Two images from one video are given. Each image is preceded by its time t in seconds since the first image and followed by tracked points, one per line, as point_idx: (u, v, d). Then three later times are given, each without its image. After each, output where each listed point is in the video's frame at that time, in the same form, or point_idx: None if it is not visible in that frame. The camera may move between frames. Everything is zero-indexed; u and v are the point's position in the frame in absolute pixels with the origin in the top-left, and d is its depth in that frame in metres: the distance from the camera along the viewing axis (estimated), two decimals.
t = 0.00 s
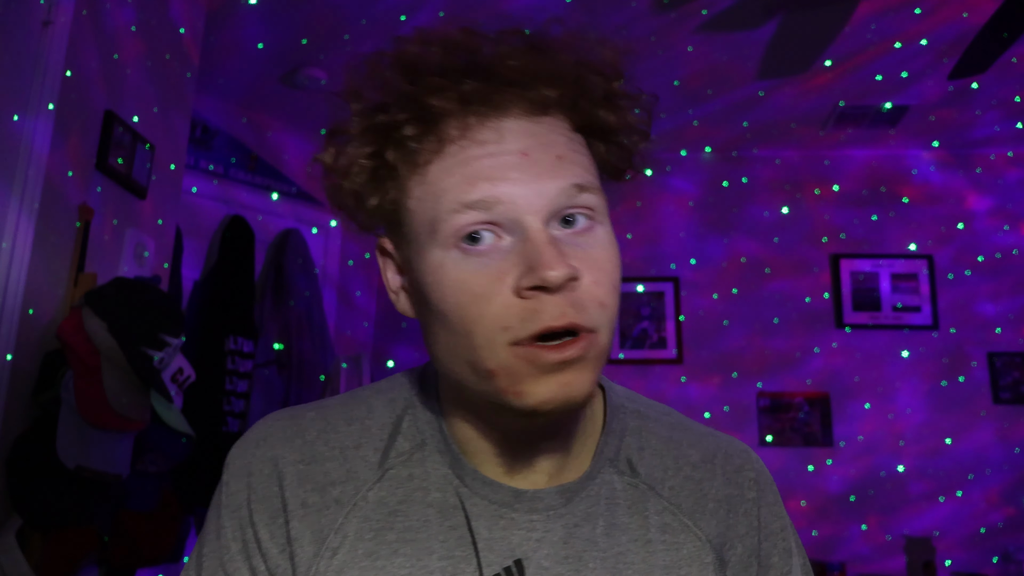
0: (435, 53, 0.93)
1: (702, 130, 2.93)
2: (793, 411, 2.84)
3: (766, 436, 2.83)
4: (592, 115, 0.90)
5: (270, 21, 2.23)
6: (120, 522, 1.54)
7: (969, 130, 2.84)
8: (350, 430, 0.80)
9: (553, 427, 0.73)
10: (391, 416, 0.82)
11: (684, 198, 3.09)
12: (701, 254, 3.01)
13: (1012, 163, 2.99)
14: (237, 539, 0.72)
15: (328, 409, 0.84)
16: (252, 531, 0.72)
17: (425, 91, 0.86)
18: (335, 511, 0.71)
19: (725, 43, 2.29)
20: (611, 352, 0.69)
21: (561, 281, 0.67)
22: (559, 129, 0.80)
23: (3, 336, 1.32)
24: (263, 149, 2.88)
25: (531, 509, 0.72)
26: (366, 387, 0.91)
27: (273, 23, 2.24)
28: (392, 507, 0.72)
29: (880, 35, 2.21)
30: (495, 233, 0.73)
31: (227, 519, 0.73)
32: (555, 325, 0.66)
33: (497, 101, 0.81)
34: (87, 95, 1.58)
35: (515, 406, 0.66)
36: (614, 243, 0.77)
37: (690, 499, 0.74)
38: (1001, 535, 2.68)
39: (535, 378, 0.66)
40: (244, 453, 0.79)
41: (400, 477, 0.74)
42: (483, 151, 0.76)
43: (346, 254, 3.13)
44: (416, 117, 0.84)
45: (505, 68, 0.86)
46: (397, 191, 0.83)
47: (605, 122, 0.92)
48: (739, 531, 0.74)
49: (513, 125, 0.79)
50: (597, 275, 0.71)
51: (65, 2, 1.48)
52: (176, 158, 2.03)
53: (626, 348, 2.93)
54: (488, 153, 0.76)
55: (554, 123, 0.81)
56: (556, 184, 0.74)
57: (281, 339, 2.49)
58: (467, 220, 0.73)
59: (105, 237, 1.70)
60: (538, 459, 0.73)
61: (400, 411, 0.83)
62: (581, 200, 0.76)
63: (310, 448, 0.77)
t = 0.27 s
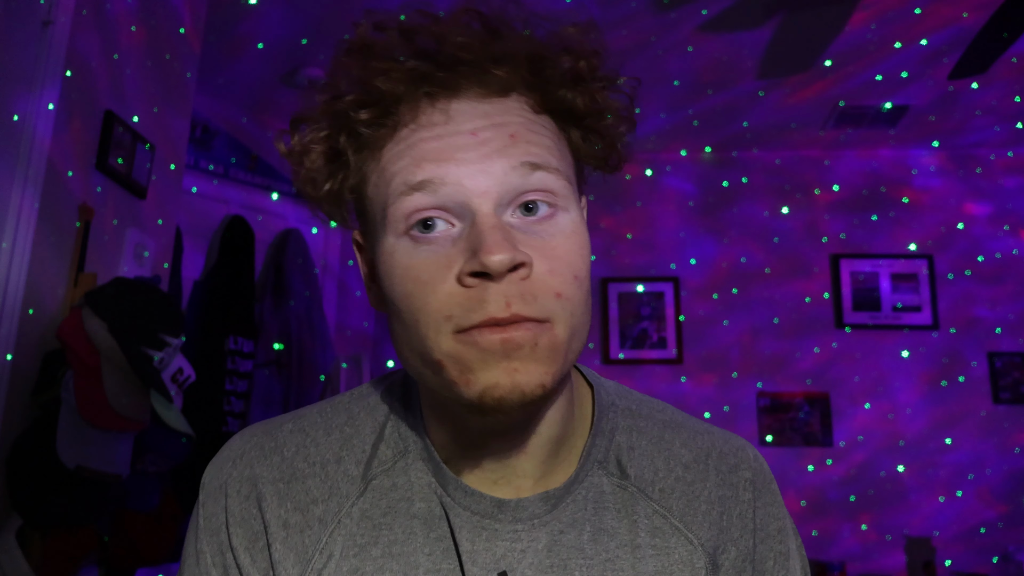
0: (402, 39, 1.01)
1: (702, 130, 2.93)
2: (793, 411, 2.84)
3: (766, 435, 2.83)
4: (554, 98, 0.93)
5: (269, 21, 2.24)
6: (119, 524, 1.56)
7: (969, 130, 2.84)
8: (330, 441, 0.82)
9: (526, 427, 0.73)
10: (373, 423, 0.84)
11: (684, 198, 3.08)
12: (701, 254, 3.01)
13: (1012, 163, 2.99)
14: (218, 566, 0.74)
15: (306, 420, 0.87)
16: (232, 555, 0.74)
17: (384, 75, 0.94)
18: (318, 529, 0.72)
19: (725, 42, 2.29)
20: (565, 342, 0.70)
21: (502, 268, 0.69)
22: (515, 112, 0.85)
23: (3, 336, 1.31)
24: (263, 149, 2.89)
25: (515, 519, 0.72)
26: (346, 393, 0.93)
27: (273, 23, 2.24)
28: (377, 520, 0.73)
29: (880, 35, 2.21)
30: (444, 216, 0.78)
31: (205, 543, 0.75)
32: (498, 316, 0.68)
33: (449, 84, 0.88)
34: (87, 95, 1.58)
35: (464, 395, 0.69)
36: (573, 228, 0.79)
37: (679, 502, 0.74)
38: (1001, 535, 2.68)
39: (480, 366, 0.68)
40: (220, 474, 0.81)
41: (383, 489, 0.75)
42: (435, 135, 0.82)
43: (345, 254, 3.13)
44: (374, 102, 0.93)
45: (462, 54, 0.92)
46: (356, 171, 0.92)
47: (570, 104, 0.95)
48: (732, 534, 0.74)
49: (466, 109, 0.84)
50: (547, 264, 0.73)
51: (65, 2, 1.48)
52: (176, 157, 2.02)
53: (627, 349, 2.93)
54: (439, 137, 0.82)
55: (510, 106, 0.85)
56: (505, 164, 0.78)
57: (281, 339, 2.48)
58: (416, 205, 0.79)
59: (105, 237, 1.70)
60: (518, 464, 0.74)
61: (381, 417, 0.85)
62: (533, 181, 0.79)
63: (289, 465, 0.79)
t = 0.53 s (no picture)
0: (390, 37, 1.02)
1: (702, 130, 2.93)
2: (793, 411, 2.84)
3: (766, 436, 2.83)
4: (546, 93, 0.91)
5: (270, 21, 2.23)
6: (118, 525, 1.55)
7: (969, 130, 2.84)
8: (328, 444, 0.81)
9: (520, 429, 0.73)
10: (372, 426, 0.84)
11: (684, 197, 3.08)
12: (701, 254, 3.01)
13: (1011, 163, 2.99)
14: (214, 570, 0.76)
15: (304, 421, 0.86)
16: (230, 559, 0.75)
17: (371, 72, 0.94)
18: (317, 535, 0.72)
19: (725, 42, 2.29)
20: (554, 344, 0.70)
21: (486, 269, 0.69)
22: (505, 109, 0.84)
23: (3, 336, 1.31)
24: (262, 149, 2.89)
25: (513, 524, 0.72)
26: (344, 394, 0.92)
27: (273, 23, 2.24)
28: (375, 525, 0.73)
29: (880, 35, 2.21)
30: (432, 216, 0.79)
31: (202, 547, 0.77)
32: (487, 318, 0.69)
33: (436, 81, 0.88)
34: (87, 95, 1.58)
35: (451, 401, 0.69)
36: (565, 227, 0.79)
37: (680, 506, 0.74)
38: (1001, 534, 2.68)
39: (468, 373, 0.68)
40: (216, 477, 0.81)
41: (382, 493, 0.76)
42: (422, 133, 0.82)
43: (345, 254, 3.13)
44: (359, 99, 0.94)
45: (449, 50, 0.92)
46: (346, 168, 0.94)
47: (562, 99, 0.92)
48: (733, 539, 0.74)
49: (454, 106, 0.84)
50: (536, 265, 0.73)
51: (65, 2, 1.48)
52: (176, 157, 2.02)
53: (627, 348, 2.93)
54: (425, 135, 0.82)
55: (499, 103, 0.85)
56: (491, 163, 0.78)
57: (281, 339, 2.48)
58: (403, 205, 0.79)
59: (105, 237, 1.70)
60: (516, 468, 0.74)
61: (380, 420, 0.84)
62: (522, 181, 0.79)
63: (287, 469, 0.79)
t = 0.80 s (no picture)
0: (416, 35, 1.03)
1: (703, 130, 2.93)
2: (793, 411, 2.84)
3: (766, 436, 2.82)
4: (554, 102, 0.89)
5: (270, 21, 2.23)
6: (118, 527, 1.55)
7: (969, 130, 2.84)
8: (333, 443, 0.81)
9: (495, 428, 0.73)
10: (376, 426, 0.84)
11: (684, 197, 3.08)
12: (701, 254, 3.01)
13: (1012, 163, 2.99)
14: (220, 569, 0.73)
15: (309, 422, 0.86)
16: (235, 556, 0.73)
17: (385, 67, 0.98)
18: (322, 530, 0.72)
19: (725, 42, 2.29)
20: (519, 351, 0.70)
21: (455, 267, 0.70)
22: (510, 114, 0.84)
23: (3, 336, 1.32)
24: (263, 149, 2.89)
25: (514, 520, 0.72)
26: (347, 395, 0.92)
27: (273, 23, 2.24)
28: (379, 521, 0.73)
29: (880, 35, 2.21)
30: (424, 212, 0.80)
31: (208, 543, 0.74)
32: (447, 315, 0.69)
33: (445, 82, 0.91)
34: (87, 95, 1.58)
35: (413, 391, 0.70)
36: (553, 238, 0.78)
37: (679, 504, 0.74)
38: (1002, 535, 2.68)
39: (426, 366, 0.69)
40: (222, 474, 0.80)
41: (386, 490, 0.76)
42: (424, 130, 0.84)
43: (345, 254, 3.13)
44: (376, 90, 0.97)
45: (460, 51, 0.94)
46: (358, 155, 1.01)
47: (573, 111, 0.91)
48: (732, 536, 0.73)
49: (459, 108, 0.86)
50: (509, 269, 0.73)
51: (65, 2, 1.48)
52: (176, 157, 2.02)
53: (627, 348, 2.93)
54: (427, 131, 0.84)
55: (506, 108, 0.85)
56: (482, 163, 0.79)
57: (281, 339, 2.47)
58: (398, 196, 0.81)
59: (105, 238, 1.70)
60: (512, 467, 0.74)
61: (384, 420, 0.85)
62: (512, 186, 0.79)
63: (293, 466, 0.79)
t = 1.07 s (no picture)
0: (449, 40, 1.05)
1: (703, 130, 2.93)
2: (793, 411, 2.84)
3: (766, 436, 2.83)
4: (579, 111, 0.91)
5: (269, 21, 2.23)
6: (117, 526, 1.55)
7: (969, 130, 2.84)
8: (341, 436, 0.80)
9: (509, 411, 0.73)
10: (383, 420, 0.83)
11: (684, 197, 3.08)
12: (701, 254, 3.01)
13: (1012, 163, 2.99)
14: (230, 559, 0.73)
15: (317, 416, 0.85)
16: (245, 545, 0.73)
17: (418, 65, 0.99)
18: (330, 521, 0.72)
19: (725, 42, 2.29)
20: (536, 336, 0.70)
21: (478, 252, 0.71)
22: (535, 115, 0.85)
23: (3, 336, 1.31)
24: (264, 149, 2.89)
25: (518, 513, 0.72)
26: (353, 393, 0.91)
27: (272, 23, 2.24)
28: (386, 513, 0.73)
29: (880, 35, 2.21)
30: (449, 203, 0.80)
31: (217, 534, 0.74)
32: (467, 296, 0.70)
33: (476, 81, 0.91)
34: (87, 95, 1.58)
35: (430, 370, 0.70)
36: (570, 232, 0.78)
37: (677, 500, 0.74)
38: (1001, 535, 2.68)
39: (445, 345, 0.69)
40: (229, 466, 0.79)
41: (393, 483, 0.75)
42: (451, 124, 0.85)
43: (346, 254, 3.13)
44: (408, 88, 0.98)
45: (491, 54, 0.95)
46: (385, 150, 1.02)
47: (593, 120, 0.92)
48: (728, 532, 0.74)
49: (486, 107, 0.87)
50: (528, 257, 0.73)
51: (65, 2, 1.48)
52: (176, 157, 2.02)
53: (626, 348, 2.93)
54: (454, 126, 0.84)
55: (530, 109, 0.86)
56: (505, 156, 0.79)
57: (280, 339, 2.46)
58: (422, 185, 0.81)
59: (105, 238, 1.70)
60: (516, 460, 0.75)
61: (391, 415, 0.84)
62: (533, 179, 0.79)
63: (301, 458, 0.78)
